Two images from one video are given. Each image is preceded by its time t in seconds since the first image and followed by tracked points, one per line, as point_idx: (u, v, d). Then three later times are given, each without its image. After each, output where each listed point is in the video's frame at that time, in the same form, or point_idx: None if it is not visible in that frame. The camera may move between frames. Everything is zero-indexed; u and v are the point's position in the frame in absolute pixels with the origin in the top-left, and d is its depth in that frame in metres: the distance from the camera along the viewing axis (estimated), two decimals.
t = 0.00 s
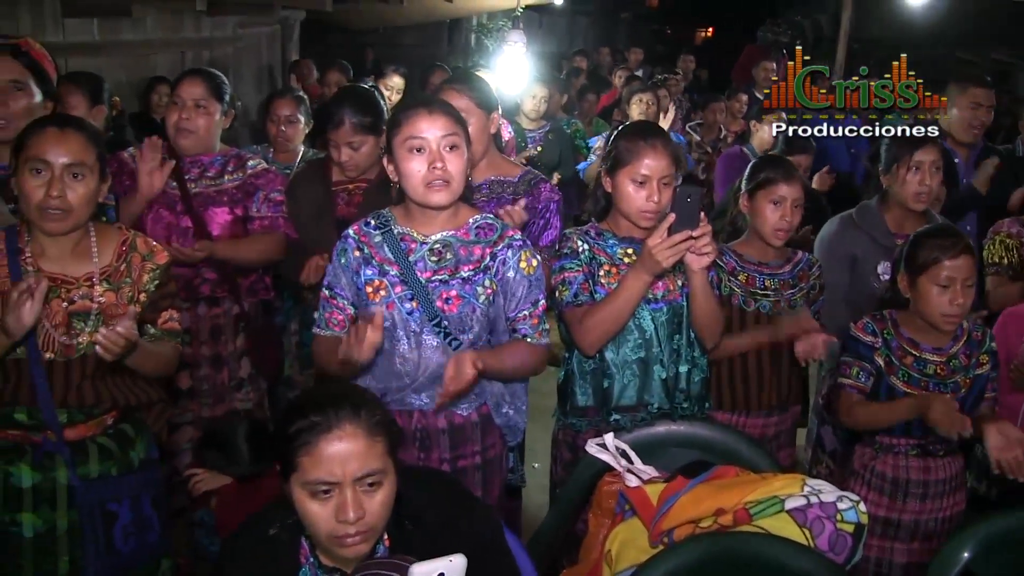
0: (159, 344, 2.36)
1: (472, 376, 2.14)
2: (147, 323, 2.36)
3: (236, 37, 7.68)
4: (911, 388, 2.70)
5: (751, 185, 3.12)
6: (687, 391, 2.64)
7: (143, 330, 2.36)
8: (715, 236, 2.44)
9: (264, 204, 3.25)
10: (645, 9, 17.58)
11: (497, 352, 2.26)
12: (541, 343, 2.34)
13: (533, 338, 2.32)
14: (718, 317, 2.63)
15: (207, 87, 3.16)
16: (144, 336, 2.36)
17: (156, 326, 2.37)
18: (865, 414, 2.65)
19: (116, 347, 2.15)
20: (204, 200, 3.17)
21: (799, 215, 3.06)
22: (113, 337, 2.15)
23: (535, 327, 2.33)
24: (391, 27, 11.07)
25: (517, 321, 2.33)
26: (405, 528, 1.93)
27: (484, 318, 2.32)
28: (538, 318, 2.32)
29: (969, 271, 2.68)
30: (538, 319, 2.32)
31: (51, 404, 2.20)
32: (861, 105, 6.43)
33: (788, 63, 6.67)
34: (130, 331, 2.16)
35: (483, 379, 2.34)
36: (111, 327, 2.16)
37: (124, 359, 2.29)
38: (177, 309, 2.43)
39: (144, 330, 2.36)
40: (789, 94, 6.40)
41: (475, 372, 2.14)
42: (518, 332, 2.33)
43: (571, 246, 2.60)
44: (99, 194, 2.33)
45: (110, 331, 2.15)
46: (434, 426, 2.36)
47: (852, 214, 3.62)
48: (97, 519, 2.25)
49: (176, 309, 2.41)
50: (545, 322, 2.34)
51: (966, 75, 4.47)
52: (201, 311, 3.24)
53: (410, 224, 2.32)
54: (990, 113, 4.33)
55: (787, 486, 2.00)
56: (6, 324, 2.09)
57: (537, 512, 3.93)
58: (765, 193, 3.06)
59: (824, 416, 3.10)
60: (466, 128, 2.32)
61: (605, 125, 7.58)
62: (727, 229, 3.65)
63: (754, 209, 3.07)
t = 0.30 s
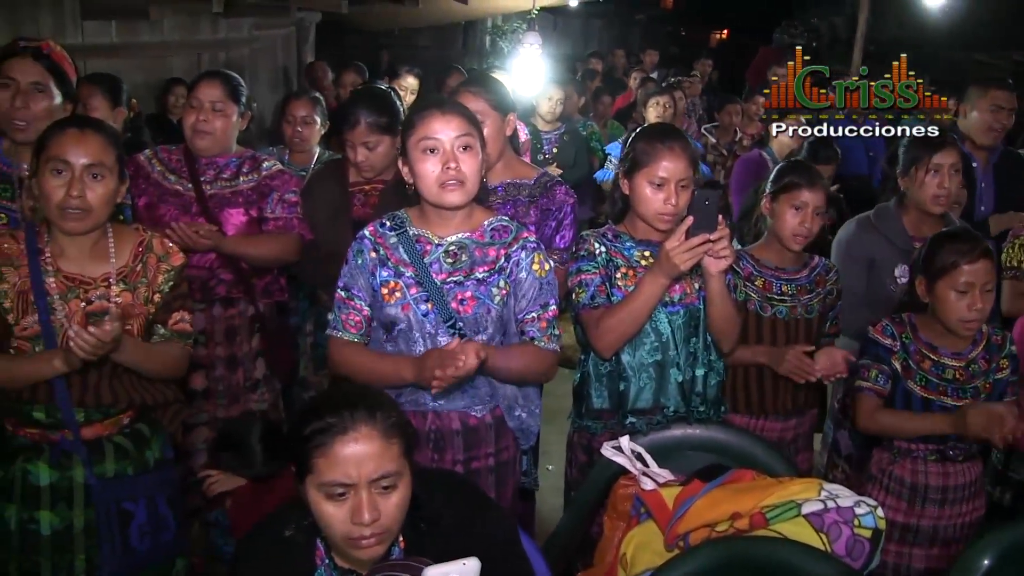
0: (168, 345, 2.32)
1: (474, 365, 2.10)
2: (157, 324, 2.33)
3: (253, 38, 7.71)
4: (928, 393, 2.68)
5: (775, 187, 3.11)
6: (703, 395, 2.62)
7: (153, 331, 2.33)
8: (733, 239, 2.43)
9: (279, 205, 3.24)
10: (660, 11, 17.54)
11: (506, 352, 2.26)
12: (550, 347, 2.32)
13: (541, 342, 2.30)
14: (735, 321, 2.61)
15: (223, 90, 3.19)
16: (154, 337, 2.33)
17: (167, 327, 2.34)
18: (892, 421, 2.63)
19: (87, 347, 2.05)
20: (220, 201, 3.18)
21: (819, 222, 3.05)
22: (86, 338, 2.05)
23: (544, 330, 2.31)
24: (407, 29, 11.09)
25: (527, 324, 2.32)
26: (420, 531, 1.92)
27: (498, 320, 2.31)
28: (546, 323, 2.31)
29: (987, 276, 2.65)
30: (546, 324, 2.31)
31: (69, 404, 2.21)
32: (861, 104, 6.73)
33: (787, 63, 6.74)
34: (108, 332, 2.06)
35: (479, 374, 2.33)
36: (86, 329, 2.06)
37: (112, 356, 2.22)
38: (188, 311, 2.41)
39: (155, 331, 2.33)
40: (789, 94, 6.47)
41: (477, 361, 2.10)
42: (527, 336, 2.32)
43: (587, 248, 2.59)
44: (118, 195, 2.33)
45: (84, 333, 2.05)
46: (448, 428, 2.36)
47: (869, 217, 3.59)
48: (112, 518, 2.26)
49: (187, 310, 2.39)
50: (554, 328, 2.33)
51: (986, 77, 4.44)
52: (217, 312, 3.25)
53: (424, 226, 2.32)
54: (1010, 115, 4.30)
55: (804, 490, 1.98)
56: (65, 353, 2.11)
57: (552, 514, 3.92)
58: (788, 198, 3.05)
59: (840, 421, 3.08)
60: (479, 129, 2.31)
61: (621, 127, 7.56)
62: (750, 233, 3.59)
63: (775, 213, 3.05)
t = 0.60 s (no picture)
0: (192, 347, 2.35)
1: (504, 378, 2.16)
2: (181, 326, 2.35)
3: (269, 40, 7.74)
4: (950, 397, 2.65)
5: (795, 186, 3.08)
6: (721, 397, 2.63)
7: (177, 333, 2.35)
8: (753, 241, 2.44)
9: (296, 207, 3.27)
10: (676, 12, 17.47)
11: (532, 356, 2.28)
12: (573, 346, 2.36)
13: (565, 342, 2.34)
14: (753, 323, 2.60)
15: (236, 90, 3.18)
16: (177, 339, 2.35)
17: (190, 329, 2.37)
18: (900, 422, 2.64)
19: (138, 356, 2.13)
20: (236, 203, 3.20)
21: (841, 222, 3.04)
22: (134, 348, 2.12)
23: (567, 330, 2.34)
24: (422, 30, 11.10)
25: (550, 325, 2.34)
26: (438, 532, 1.92)
27: (515, 324, 2.31)
28: (570, 322, 2.34)
29: (1009, 276, 2.63)
30: (570, 323, 2.34)
31: (90, 403, 2.21)
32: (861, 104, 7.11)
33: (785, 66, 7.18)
34: (153, 341, 2.13)
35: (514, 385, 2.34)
36: (133, 338, 2.13)
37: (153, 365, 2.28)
38: (210, 312, 2.43)
39: (179, 332, 2.35)
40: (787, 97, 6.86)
41: (508, 374, 2.16)
42: (550, 337, 2.34)
43: (605, 249, 2.58)
44: (140, 197, 2.34)
45: (133, 342, 2.13)
46: (463, 429, 2.35)
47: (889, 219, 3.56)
48: (131, 518, 2.28)
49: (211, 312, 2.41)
50: (577, 326, 2.36)
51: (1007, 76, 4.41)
52: (234, 313, 3.26)
53: (441, 227, 2.32)
54: None
55: (824, 494, 1.97)
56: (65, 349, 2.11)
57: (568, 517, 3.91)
58: (810, 196, 3.02)
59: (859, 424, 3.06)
60: (496, 131, 2.31)
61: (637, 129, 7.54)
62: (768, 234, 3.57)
63: (798, 210, 3.02)
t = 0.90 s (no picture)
0: (206, 345, 2.34)
1: (504, 367, 2.08)
2: (196, 323, 2.36)
3: (286, 41, 7.77)
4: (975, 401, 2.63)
5: (812, 190, 3.07)
6: (737, 400, 2.59)
7: (192, 330, 2.35)
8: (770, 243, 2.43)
9: (309, 205, 3.29)
10: (692, 13, 17.41)
11: (537, 356, 2.27)
12: (580, 351, 2.34)
13: (572, 346, 2.32)
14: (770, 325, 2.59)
15: (252, 90, 3.22)
16: (192, 336, 2.35)
17: (205, 326, 2.36)
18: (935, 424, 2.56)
19: (129, 344, 2.07)
20: (251, 202, 3.22)
21: (858, 224, 3.02)
22: (126, 336, 2.07)
23: (574, 334, 2.32)
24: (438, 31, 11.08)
25: (558, 326, 2.33)
26: (453, 533, 1.92)
27: (530, 323, 2.31)
28: (577, 326, 2.32)
29: None
30: (576, 327, 2.32)
31: (111, 401, 2.24)
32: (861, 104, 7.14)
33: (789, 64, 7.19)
34: (147, 329, 2.07)
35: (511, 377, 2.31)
36: (127, 327, 2.08)
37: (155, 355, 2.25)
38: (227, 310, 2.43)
39: (194, 330, 2.35)
40: (789, 95, 6.96)
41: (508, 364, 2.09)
42: (557, 339, 2.33)
43: (623, 250, 2.58)
44: (161, 196, 2.36)
45: (125, 331, 2.07)
46: (479, 429, 2.36)
47: (909, 222, 3.53)
48: (151, 516, 2.28)
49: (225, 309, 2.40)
50: (584, 331, 2.34)
51: None
52: (250, 312, 3.28)
53: (456, 228, 2.32)
54: None
55: (840, 498, 1.95)
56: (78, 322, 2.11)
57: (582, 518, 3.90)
58: (828, 200, 3.01)
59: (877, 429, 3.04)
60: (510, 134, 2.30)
61: (652, 130, 7.53)
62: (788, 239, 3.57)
63: (815, 214, 3.01)
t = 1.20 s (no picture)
0: (237, 345, 2.36)
1: (539, 376, 2.13)
2: (227, 323, 2.37)
3: (305, 40, 7.80)
4: (997, 405, 2.59)
5: (832, 190, 3.05)
6: (756, 400, 2.59)
7: (222, 331, 2.36)
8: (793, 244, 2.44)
9: (332, 206, 3.29)
10: (711, 14, 17.33)
11: (565, 356, 2.28)
12: (608, 347, 2.36)
13: (598, 343, 2.34)
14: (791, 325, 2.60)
15: (273, 88, 3.23)
16: (223, 337, 2.36)
17: (236, 326, 2.37)
18: (938, 427, 2.60)
19: (178, 361, 2.16)
20: (274, 201, 3.24)
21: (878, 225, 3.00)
22: (175, 354, 2.15)
23: (601, 331, 2.34)
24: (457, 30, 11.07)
25: (585, 325, 2.34)
26: (473, 532, 1.93)
27: (551, 323, 2.30)
28: (605, 324, 2.34)
29: None
30: (604, 324, 2.34)
31: (138, 398, 2.25)
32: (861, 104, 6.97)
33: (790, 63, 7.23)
34: (194, 345, 2.17)
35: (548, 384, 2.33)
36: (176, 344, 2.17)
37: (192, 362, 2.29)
38: (258, 311, 2.44)
39: (224, 330, 2.36)
40: (789, 95, 7.14)
41: (542, 372, 2.13)
42: (584, 337, 2.35)
43: (643, 249, 2.57)
44: (186, 194, 2.37)
45: (174, 348, 2.16)
46: (498, 428, 2.35)
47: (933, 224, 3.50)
48: (176, 511, 2.29)
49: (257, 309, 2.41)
50: (611, 328, 2.35)
51: None
52: (272, 310, 3.30)
53: (478, 226, 2.32)
54: None
55: (861, 502, 1.93)
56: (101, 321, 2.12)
57: (600, 518, 3.89)
58: (847, 200, 2.98)
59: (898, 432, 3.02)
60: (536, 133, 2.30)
61: (672, 130, 7.50)
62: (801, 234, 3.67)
63: (835, 213, 3.00)
